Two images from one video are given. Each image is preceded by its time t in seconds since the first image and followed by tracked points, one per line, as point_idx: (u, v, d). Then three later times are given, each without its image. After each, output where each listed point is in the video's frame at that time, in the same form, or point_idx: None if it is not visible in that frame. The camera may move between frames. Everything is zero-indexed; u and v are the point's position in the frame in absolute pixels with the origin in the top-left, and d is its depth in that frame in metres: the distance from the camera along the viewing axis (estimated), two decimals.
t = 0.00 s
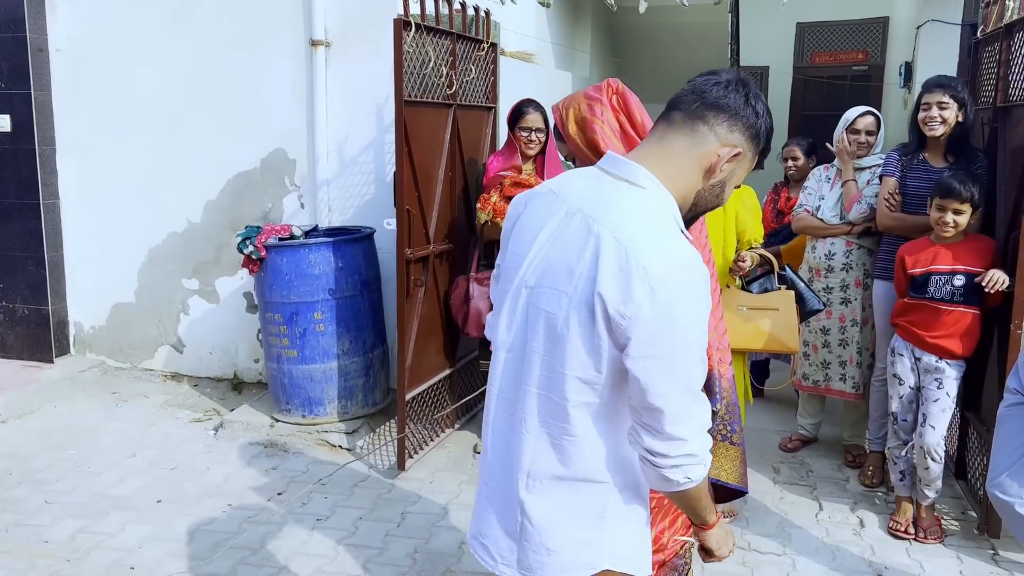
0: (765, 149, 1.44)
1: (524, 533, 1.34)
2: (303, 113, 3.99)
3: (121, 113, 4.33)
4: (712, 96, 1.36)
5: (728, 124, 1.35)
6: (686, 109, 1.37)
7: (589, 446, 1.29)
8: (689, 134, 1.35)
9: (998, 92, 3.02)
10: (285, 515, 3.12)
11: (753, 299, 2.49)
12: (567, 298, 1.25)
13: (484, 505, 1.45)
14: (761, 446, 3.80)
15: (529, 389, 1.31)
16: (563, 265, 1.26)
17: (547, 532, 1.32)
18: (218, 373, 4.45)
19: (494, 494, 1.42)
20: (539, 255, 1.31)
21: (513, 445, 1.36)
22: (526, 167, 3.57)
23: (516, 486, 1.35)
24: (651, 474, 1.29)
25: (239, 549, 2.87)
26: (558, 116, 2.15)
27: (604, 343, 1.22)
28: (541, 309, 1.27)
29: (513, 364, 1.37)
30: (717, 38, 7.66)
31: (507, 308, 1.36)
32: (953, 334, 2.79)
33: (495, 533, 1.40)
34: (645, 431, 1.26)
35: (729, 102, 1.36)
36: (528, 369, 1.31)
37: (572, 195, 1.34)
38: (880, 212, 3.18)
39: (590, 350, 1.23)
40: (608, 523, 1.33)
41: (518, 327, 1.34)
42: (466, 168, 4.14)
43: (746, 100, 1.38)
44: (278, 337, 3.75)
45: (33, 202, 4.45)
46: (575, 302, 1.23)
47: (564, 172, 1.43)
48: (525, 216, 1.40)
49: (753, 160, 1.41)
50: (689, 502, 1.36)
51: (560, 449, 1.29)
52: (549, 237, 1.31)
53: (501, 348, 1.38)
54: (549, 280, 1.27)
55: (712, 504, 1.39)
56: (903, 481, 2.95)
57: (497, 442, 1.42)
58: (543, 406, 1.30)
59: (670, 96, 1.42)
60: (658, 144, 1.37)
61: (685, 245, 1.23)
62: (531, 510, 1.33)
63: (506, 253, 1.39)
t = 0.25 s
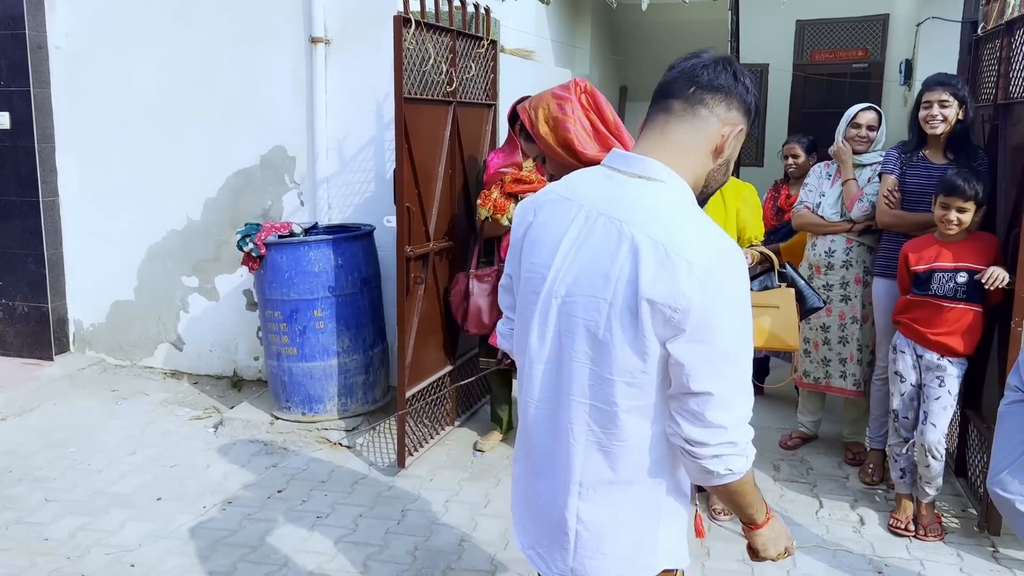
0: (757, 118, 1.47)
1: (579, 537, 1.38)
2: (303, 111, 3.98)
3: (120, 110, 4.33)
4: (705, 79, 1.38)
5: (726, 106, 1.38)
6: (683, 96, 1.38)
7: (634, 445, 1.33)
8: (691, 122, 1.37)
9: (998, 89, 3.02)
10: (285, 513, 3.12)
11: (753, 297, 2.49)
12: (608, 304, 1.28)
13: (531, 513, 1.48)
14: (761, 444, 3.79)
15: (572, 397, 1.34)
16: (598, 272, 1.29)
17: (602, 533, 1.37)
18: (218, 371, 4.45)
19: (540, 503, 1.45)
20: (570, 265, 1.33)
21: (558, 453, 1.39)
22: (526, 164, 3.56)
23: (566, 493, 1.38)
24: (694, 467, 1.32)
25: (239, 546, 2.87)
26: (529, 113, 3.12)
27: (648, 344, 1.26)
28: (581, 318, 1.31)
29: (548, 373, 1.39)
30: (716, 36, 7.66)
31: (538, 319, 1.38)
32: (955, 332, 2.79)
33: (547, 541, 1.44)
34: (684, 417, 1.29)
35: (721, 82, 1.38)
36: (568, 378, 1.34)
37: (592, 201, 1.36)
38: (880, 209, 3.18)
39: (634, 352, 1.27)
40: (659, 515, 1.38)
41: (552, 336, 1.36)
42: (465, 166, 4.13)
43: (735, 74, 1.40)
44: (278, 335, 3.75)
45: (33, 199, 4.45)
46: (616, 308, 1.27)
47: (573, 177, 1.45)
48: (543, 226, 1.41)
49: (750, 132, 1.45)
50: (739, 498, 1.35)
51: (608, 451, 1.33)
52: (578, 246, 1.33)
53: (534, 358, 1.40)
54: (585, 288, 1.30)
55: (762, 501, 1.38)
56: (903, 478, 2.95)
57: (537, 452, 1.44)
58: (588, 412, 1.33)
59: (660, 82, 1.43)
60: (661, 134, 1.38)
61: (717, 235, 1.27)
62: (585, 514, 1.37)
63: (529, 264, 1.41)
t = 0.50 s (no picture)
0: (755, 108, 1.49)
1: (604, 535, 1.38)
2: (302, 109, 3.98)
3: (120, 109, 4.33)
4: (709, 74, 1.38)
5: (731, 101, 1.39)
6: (690, 92, 1.38)
7: (651, 439, 1.33)
8: (699, 118, 1.38)
9: (999, 87, 3.01)
10: (286, 511, 3.12)
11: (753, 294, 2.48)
12: (628, 301, 1.29)
13: (558, 514, 1.48)
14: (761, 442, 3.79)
15: (595, 396, 1.35)
16: (617, 269, 1.30)
17: (625, 529, 1.37)
18: (218, 369, 4.45)
19: (566, 505, 1.45)
20: (590, 265, 1.34)
21: (582, 452, 1.40)
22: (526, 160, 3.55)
23: (590, 491, 1.39)
24: (701, 455, 1.32)
25: (240, 545, 2.87)
26: (505, 116, 2.63)
27: (666, 337, 1.26)
28: (602, 316, 1.31)
29: (571, 373, 1.40)
30: (716, 34, 7.65)
31: (559, 320, 1.38)
32: (956, 329, 2.79)
33: (574, 541, 1.43)
34: (692, 403, 1.29)
35: (724, 77, 1.38)
36: (591, 377, 1.35)
37: (608, 203, 1.37)
38: (880, 207, 3.18)
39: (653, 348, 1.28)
40: (679, 508, 1.38)
41: (574, 336, 1.37)
42: (465, 164, 4.13)
43: (734, 67, 1.41)
44: (278, 333, 3.75)
45: (33, 198, 4.45)
46: (635, 304, 1.28)
47: (588, 181, 1.46)
48: (561, 229, 1.42)
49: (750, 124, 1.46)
50: (741, 486, 1.36)
51: (629, 447, 1.34)
52: (597, 247, 1.34)
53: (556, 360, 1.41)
54: (606, 286, 1.31)
55: (761, 489, 1.38)
56: (904, 477, 2.95)
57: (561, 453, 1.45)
58: (609, 409, 1.34)
59: (663, 78, 1.42)
60: (671, 131, 1.38)
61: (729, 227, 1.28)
62: (609, 511, 1.37)
63: (549, 267, 1.42)
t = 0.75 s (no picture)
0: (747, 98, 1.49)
1: (632, 520, 1.37)
2: (301, 107, 3.98)
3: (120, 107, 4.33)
4: (703, 69, 1.38)
5: (728, 94, 1.39)
6: (686, 90, 1.38)
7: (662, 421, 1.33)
8: (698, 114, 1.38)
9: (999, 85, 3.01)
10: (286, 510, 3.12)
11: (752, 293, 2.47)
12: (633, 286, 1.30)
13: (591, 506, 1.48)
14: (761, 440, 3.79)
15: (609, 383, 1.37)
16: (621, 257, 1.32)
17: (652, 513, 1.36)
18: (218, 368, 4.45)
19: (597, 495, 1.45)
20: (599, 257, 1.37)
21: (604, 440, 1.41)
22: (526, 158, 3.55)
23: (613, 479, 1.40)
24: (707, 433, 1.30)
25: (240, 544, 2.87)
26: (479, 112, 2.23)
27: (666, 318, 1.26)
28: (611, 304, 1.34)
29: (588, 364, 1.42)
30: (717, 32, 7.64)
31: (576, 314, 1.41)
32: (958, 328, 2.79)
33: (609, 530, 1.43)
34: (694, 379, 1.27)
35: (718, 71, 1.38)
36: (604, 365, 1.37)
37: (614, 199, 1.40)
38: (880, 205, 3.18)
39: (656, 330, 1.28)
40: (702, 488, 1.35)
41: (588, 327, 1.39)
42: (465, 162, 4.13)
43: (725, 60, 1.41)
44: (278, 332, 3.75)
45: (33, 197, 4.45)
46: (638, 288, 1.30)
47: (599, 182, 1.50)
48: (575, 228, 1.46)
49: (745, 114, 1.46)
50: (761, 466, 1.33)
51: (643, 430, 1.34)
52: (604, 239, 1.37)
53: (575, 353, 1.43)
54: (613, 274, 1.34)
55: (782, 469, 1.36)
56: (904, 476, 2.94)
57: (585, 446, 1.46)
58: (621, 395, 1.35)
59: (657, 77, 1.41)
60: (671, 129, 1.39)
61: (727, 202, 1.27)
62: (633, 496, 1.37)
63: (565, 266, 1.46)
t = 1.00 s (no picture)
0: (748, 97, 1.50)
1: (649, 506, 1.37)
2: (302, 106, 3.98)
3: (120, 106, 4.33)
4: (707, 70, 1.39)
5: (731, 92, 1.40)
6: (691, 90, 1.39)
7: (682, 405, 1.33)
8: (703, 113, 1.39)
9: (1000, 83, 3.01)
10: (287, 508, 3.13)
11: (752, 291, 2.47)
12: (651, 271, 1.32)
13: (600, 498, 1.47)
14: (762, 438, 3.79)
15: (626, 370, 1.37)
16: (639, 244, 1.34)
17: (670, 497, 1.35)
18: (219, 366, 4.45)
19: (607, 484, 1.44)
20: (614, 245, 1.38)
21: (617, 429, 1.40)
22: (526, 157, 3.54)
23: (628, 467, 1.39)
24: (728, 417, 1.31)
25: (241, 542, 2.88)
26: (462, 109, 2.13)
27: (685, 301, 1.28)
28: (627, 291, 1.35)
29: (603, 353, 1.42)
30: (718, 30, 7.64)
31: (590, 304, 1.42)
32: (960, 326, 2.79)
33: (621, 520, 1.41)
34: (714, 362, 1.28)
35: (721, 71, 1.39)
36: (620, 351, 1.37)
37: (627, 191, 1.41)
38: (881, 203, 3.19)
39: (674, 313, 1.29)
40: (720, 474, 1.36)
41: (603, 315, 1.40)
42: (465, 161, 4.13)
43: (727, 59, 1.42)
44: (279, 330, 3.75)
45: (34, 196, 4.45)
46: (656, 274, 1.31)
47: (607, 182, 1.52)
48: (587, 223, 1.47)
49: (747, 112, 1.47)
50: (784, 449, 1.34)
51: (663, 415, 1.34)
52: (620, 229, 1.38)
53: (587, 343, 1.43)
54: (630, 262, 1.35)
55: (808, 450, 1.37)
56: (906, 474, 2.96)
57: (595, 435, 1.45)
58: (637, 380, 1.35)
59: (660, 78, 1.42)
60: (677, 127, 1.40)
61: (740, 193, 1.30)
62: (650, 481, 1.36)
63: (577, 258, 1.46)
